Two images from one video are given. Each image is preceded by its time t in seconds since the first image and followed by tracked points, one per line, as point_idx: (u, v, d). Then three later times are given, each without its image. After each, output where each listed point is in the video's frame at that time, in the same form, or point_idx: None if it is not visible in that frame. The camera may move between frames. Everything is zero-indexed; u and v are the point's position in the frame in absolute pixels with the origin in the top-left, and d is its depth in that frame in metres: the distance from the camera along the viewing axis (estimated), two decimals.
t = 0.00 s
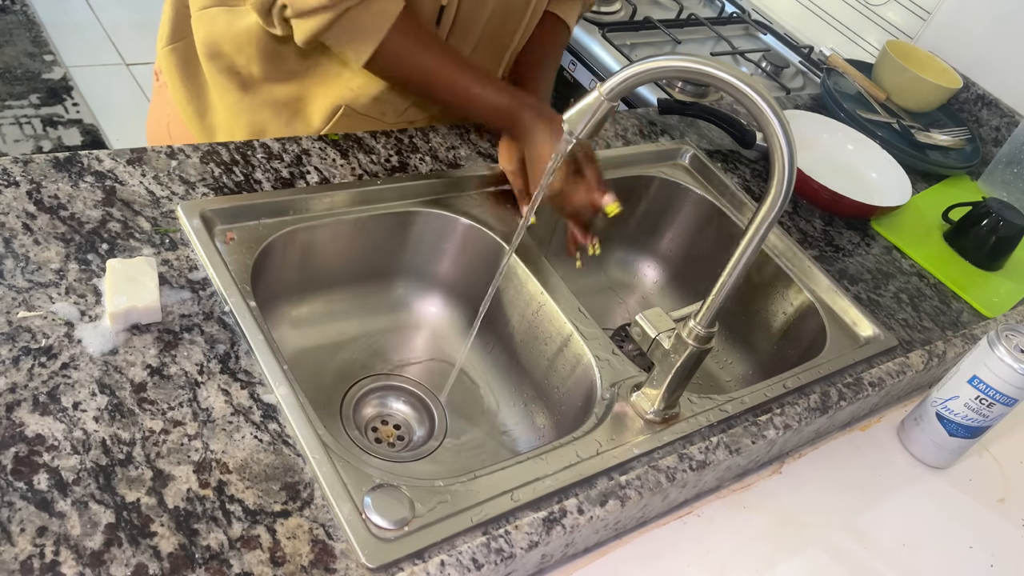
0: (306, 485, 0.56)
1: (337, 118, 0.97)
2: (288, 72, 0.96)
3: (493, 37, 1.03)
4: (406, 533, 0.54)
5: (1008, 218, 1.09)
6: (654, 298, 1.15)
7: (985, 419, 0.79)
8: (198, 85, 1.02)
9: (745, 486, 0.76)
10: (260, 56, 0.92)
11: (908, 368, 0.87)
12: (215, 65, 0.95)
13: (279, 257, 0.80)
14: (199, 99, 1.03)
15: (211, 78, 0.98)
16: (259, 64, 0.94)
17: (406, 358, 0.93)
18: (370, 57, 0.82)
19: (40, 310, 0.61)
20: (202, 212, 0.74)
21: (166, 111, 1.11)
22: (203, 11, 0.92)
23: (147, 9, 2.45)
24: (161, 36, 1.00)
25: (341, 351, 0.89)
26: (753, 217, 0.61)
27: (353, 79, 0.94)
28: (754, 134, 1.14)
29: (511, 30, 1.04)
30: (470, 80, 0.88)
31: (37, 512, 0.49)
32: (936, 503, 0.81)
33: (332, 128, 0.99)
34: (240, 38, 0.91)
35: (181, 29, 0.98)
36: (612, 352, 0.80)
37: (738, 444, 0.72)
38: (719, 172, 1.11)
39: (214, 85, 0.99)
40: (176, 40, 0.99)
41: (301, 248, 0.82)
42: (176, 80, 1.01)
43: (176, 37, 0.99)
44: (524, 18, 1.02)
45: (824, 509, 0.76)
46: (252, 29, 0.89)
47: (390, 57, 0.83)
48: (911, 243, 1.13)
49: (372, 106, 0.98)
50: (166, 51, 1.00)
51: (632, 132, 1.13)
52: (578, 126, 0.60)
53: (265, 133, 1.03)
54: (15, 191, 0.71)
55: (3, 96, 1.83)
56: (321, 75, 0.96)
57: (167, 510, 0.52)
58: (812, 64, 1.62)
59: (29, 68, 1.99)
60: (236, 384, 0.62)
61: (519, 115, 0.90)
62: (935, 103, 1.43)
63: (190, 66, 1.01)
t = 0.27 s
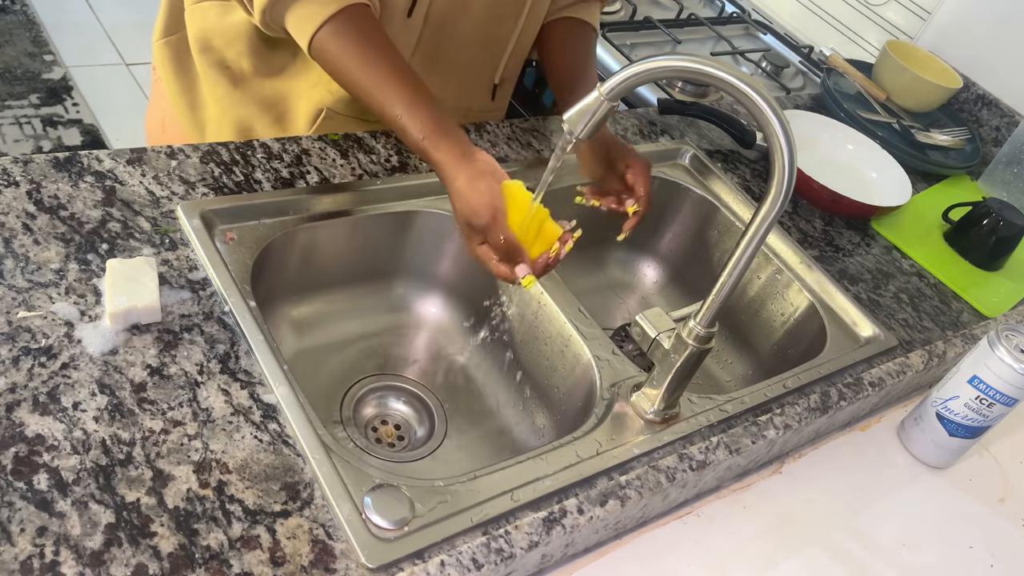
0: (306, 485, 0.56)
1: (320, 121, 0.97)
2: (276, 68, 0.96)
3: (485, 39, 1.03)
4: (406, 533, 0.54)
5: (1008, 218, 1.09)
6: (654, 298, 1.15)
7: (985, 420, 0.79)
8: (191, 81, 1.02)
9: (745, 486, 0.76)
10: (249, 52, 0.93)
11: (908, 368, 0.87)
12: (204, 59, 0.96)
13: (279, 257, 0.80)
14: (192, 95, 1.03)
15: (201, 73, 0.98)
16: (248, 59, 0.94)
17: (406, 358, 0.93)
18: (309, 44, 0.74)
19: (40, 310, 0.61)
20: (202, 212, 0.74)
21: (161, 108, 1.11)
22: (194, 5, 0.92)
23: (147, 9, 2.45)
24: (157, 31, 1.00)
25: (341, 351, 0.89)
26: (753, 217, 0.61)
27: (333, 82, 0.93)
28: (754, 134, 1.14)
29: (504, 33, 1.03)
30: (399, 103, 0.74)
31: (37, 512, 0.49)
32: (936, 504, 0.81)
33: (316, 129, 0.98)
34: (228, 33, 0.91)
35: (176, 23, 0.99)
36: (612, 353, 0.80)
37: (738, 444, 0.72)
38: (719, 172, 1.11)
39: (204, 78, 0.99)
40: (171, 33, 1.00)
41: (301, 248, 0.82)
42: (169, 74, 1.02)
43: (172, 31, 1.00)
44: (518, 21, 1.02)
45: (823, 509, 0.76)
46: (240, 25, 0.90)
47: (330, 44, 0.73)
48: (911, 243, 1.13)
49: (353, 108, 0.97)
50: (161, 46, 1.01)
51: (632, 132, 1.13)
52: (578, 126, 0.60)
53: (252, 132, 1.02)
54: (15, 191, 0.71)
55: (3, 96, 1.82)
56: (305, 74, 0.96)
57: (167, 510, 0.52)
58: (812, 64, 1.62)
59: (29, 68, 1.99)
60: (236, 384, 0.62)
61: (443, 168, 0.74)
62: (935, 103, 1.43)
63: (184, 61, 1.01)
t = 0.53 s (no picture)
0: (306, 485, 0.56)
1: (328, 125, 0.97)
2: (280, 74, 0.96)
3: (488, 39, 1.04)
4: (406, 533, 0.54)
5: (1008, 218, 1.09)
6: (654, 298, 1.15)
7: (985, 419, 0.79)
8: (193, 86, 1.02)
9: (745, 486, 0.76)
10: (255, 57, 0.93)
11: (908, 368, 0.87)
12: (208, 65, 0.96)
13: (279, 257, 0.80)
14: (193, 100, 1.03)
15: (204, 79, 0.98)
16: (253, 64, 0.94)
17: (406, 358, 0.93)
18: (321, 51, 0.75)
19: (40, 310, 0.61)
20: (202, 213, 0.74)
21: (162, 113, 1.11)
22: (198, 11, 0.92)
23: (147, 9, 2.45)
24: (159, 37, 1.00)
25: (341, 351, 0.89)
26: (753, 217, 0.61)
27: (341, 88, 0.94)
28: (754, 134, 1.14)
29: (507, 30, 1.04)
30: (411, 101, 0.74)
31: (37, 512, 0.49)
32: (936, 504, 0.80)
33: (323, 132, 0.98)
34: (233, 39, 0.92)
35: (178, 29, 0.99)
36: (612, 352, 0.80)
37: (738, 444, 0.72)
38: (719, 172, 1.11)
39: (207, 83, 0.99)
40: (173, 39, 1.00)
41: (301, 248, 0.82)
42: (171, 79, 1.02)
43: (173, 37, 0.99)
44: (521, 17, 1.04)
45: (824, 509, 0.76)
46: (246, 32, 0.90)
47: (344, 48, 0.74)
48: (911, 243, 1.13)
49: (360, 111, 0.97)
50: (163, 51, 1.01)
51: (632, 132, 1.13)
52: (579, 126, 0.60)
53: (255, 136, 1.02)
54: (15, 191, 0.71)
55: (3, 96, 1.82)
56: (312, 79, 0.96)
57: (167, 510, 0.52)
58: (812, 64, 1.62)
59: (29, 68, 1.98)
60: (236, 384, 0.61)
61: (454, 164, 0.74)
62: (935, 103, 1.43)
63: (186, 66, 1.01)
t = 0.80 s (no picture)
0: (306, 485, 0.56)
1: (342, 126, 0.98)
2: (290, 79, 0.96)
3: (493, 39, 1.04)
4: (406, 533, 0.54)
5: (1008, 218, 1.09)
6: (654, 298, 1.15)
7: (985, 419, 0.79)
8: (198, 92, 1.02)
9: (745, 486, 0.76)
10: (266, 63, 0.93)
11: (908, 368, 0.87)
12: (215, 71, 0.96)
13: (279, 257, 0.80)
14: (199, 106, 1.04)
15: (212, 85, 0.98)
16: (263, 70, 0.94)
17: (405, 358, 0.93)
18: (365, 65, 0.82)
19: (40, 310, 0.61)
20: (202, 213, 0.74)
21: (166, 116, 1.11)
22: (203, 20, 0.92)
23: (147, 9, 2.45)
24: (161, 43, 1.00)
25: (342, 351, 0.89)
26: (753, 217, 0.61)
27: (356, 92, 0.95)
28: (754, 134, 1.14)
29: (511, 29, 1.05)
30: (469, 101, 0.86)
31: (37, 512, 0.49)
32: (936, 504, 0.80)
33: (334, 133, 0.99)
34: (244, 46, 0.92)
35: (180, 36, 0.98)
36: (612, 352, 0.80)
37: (738, 444, 0.72)
38: (719, 172, 1.11)
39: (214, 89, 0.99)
40: (175, 47, 0.99)
41: (300, 248, 0.82)
42: (175, 85, 1.02)
43: (176, 44, 0.99)
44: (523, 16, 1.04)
45: (824, 509, 0.76)
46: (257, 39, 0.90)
47: (388, 63, 0.83)
48: (911, 243, 1.13)
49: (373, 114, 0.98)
50: (165, 58, 1.00)
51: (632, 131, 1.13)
52: (579, 126, 0.60)
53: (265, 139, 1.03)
54: (15, 191, 0.71)
55: (3, 96, 1.82)
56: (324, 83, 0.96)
57: (167, 510, 0.52)
58: (812, 64, 1.62)
59: (29, 68, 1.98)
60: (236, 384, 0.61)
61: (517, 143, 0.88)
62: (935, 103, 1.43)
63: (189, 71, 1.00)
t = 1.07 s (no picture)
0: (306, 485, 0.56)
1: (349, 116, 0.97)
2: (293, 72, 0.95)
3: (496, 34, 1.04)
4: (406, 533, 0.54)
5: (1008, 218, 1.09)
6: (654, 298, 1.15)
7: (985, 419, 0.79)
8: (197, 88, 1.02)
9: (745, 486, 0.76)
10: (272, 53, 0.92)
11: (908, 368, 0.87)
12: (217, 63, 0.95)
13: (279, 257, 0.80)
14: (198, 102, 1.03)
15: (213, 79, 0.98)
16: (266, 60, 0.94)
17: (405, 358, 0.93)
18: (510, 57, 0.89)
19: (40, 310, 0.61)
20: (203, 213, 0.74)
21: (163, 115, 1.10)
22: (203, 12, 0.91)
23: (147, 9, 2.45)
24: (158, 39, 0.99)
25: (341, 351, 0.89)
26: (753, 217, 0.61)
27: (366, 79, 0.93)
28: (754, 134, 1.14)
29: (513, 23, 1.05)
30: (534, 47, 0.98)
31: (37, 512, 0.49)
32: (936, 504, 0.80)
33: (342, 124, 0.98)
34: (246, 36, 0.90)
35: (177, 30, 0.98)
36: (612, 352, 0.80)
37: (738, 444, 0.72)
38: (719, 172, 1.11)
39: (216, 81, 0.99)
40: (171, 41, 0.99)
41: (301, 248, 0.82)
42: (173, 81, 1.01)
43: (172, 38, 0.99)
44: (527, 6, 1.06)
45: (824, 509, 0.76)
46: (262, 28, 0.88)
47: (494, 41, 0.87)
48: (911, 243, 1.13)
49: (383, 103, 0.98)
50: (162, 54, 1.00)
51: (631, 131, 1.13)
52: (579, 126, 0.60)
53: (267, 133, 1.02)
54: (15, 191, 0.71)
55: (3, 96, 1.82)
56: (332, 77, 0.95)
57: (167, 510, 0.52)
58: (812, 64, 1.62)
59: (29, 69, 1.99)
60: (235, 384, 0.61)
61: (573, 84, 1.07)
62: (935, 103, 1.42)
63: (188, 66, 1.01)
